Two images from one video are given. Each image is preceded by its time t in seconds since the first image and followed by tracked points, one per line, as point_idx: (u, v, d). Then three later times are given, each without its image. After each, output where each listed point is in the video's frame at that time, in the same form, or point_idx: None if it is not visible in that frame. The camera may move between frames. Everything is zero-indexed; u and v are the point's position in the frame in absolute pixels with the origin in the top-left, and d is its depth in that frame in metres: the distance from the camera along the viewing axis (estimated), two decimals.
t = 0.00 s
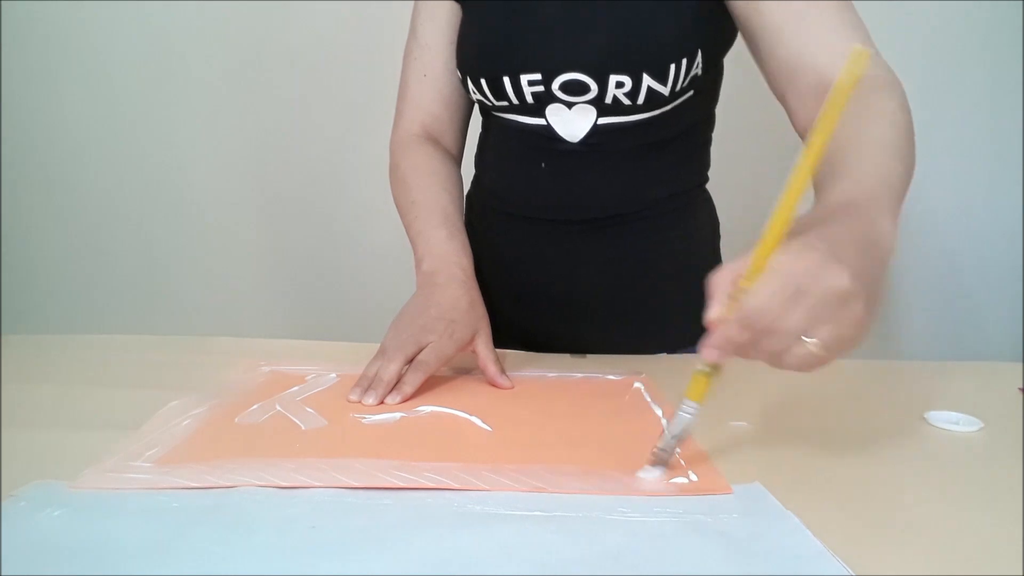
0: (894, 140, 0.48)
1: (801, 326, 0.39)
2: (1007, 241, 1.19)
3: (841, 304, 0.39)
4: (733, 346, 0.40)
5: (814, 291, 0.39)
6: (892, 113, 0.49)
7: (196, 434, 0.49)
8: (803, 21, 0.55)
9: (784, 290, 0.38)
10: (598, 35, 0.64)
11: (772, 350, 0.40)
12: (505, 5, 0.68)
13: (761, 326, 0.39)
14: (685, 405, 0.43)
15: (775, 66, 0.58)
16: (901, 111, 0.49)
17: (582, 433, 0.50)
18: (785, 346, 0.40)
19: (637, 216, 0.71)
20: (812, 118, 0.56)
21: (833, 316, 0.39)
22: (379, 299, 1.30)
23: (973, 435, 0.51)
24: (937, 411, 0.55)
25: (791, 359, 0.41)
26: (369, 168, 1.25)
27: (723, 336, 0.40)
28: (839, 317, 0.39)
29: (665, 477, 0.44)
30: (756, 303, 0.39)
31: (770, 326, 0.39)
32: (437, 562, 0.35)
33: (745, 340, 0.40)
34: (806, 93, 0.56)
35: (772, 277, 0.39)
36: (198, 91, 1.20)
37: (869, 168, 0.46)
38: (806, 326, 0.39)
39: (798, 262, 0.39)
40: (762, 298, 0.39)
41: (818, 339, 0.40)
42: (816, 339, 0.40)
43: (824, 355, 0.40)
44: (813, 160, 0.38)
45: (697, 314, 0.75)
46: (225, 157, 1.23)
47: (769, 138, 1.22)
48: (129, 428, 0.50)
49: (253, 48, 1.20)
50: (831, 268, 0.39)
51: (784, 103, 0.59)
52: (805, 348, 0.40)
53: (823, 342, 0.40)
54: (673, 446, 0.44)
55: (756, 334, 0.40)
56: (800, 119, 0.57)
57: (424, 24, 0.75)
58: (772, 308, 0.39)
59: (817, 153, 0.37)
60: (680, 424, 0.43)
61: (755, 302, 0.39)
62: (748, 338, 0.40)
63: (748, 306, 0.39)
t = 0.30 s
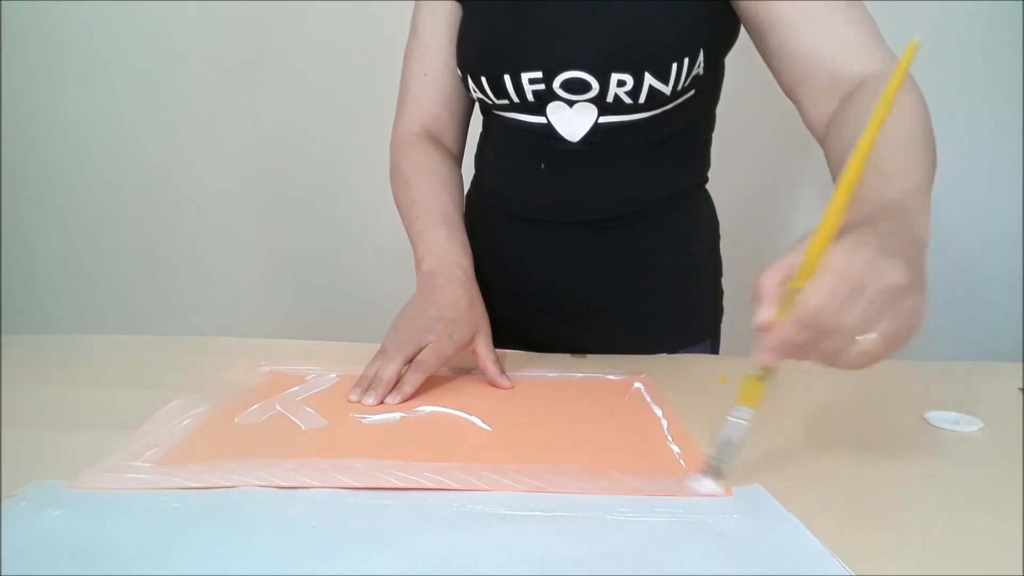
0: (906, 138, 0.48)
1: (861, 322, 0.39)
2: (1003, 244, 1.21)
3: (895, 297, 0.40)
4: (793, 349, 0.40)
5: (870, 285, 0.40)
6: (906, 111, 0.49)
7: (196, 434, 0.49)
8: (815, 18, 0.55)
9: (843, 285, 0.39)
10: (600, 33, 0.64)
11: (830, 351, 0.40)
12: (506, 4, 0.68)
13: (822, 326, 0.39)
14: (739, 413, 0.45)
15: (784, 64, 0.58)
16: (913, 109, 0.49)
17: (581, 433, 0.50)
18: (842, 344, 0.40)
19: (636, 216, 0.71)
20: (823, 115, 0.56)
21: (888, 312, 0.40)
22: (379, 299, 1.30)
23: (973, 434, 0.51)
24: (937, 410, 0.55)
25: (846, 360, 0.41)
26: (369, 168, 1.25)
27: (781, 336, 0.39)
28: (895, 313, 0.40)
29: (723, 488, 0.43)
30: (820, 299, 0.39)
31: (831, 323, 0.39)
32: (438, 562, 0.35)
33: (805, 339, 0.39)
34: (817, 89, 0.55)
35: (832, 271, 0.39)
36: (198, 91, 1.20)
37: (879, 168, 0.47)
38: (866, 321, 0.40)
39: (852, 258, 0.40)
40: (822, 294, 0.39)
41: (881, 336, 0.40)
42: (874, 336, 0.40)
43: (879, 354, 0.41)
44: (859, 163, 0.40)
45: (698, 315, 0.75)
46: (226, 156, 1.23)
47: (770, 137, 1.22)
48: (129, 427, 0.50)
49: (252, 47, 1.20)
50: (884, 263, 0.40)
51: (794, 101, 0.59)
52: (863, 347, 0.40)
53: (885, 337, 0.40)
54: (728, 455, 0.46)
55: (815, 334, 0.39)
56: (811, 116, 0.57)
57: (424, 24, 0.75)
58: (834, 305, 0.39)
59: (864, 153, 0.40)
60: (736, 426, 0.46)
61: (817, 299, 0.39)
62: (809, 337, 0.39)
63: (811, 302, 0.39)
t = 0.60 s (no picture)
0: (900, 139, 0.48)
1: (896, 309, 0.38)
2: (1008, 235, 1.21)
3: (928, 280, 0.39)
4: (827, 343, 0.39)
5: (900, 271, 0.39)
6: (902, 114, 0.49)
7: (196, 434, 0.49)
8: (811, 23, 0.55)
9: (872, 275, 0.38)
10: (599, 35, 0.64)
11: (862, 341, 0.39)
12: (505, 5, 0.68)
13: (855, 318, 0.38)
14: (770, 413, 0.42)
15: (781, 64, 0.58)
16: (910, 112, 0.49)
17: (581, 433, 0.50)
18: (878, 334, 0.39)
19: (636, 215, 0.71)
20: (818, 117, 0.56)
21: (921, 296, 0.39)
22: (379, 299, 1.30)
23: (973, 434, 0.51)
24: (937, 410, 0.55)
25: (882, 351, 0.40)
26: (369, 168, 1.25)
27: (814, 331, 0.38)
28: (931, 296, 0.39)
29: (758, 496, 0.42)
30: (848, 291, 0.38)
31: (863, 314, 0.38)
32: (439, 563, 0.35)
33: (839, 332, 0.38)
34: (813, 91, 0.56)
35: (858, 261, 0.38)
36: (198, 91, 1.20)
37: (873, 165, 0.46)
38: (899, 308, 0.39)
39: (877, 247, 0.39)
40: (852, 286, 0.38)
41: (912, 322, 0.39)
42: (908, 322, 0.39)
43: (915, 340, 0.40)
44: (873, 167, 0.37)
45: (698, 315, 0.75)
46: (225, 156, 1.23)
47: (769, 138, 1.22)
48: (129, 428, 0.50)
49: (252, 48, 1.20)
50: (912, 248, 0.39)
51: (789, 101, 0.60)
52: (901, 334, 0.39)
53: (916, 325, 0.39)
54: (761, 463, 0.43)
55: (849, 327, 0.39)
56: (807, 116, 0.57)
57: (423, 23, 0.75)
58: (861, 292, 0.38)
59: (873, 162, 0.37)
60: (767, 437, 0.42)
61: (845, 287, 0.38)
62: (841, 330, 0.38)
63: (840, 294, 0.38)
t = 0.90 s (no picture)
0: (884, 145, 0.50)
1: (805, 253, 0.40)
2: (1009, 235, 1.21)
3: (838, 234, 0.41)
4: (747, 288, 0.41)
5: (810, 221, 0.41)
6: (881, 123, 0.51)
7: (196, 434, 0.49)
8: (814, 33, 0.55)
9: (783, 223, 0.41)
10: (597, 37, 0.64)
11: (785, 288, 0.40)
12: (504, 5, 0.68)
13: (768, 261, 0.41)
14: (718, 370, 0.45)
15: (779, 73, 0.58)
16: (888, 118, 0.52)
17: (580, 433, 0.50)
18: (792, 278, 0.40)
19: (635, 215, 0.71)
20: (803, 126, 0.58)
21: (836, 249, 0.41)
22: (379, 299, 1.30)
23: (974, 435, 0.51)
24: (937, 411, 0.55)
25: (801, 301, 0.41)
26: (368, 168, 1.25)
27: (733, 275, 0.41)
28: (844, 248, 0.41)
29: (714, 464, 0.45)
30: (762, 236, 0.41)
31: (776, 256, 0.40)
32: (440, 563, 0.35)
33: (755, 275, 0.40)
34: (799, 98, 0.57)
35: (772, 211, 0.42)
36: (198, 91, 1.20)
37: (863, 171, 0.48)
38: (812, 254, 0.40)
39: (793, 203, 0.42)
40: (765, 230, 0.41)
41: (833, 269, 0.40)
42: (823, 270, 0.40)
43: (835, 292, 0.40)
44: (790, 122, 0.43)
45: (698, 315, 0.75)
46: (225, 156, 1.23)
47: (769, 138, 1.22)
48: (129, 428, 0.50)
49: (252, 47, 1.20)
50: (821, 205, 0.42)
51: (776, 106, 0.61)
52: (815, 279, 0.40)
53: (838, 272, 0.40)
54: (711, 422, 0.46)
55: (767, 271, 0.41)
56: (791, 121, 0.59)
57: (422, 25, 0.75)
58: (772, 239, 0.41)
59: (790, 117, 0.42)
60: (715, 391, 0.45)
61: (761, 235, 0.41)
62: (757, 272, 0.40)
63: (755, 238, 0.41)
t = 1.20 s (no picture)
0: (824, 167, 0.56)
1: (739, 280, 0.46)
2: (1008, 235, 1.22)
3: (765, 258, 0.47)
4: (687, 305, 0.48)
5: (744, 250, 0.46)
6: (827, 142, 0.57)
7: (195, 433, 0.49)
8: (790, 64, 0.60)
9: (723, 253, 0.46)
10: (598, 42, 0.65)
11: (721, 306, 0.47)
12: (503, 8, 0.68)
13: (708, 287, 0.46)
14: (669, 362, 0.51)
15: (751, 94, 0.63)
16: (835, 137, 0.57)
17: (580, 433, 0.50)
18: (730, 301, 0.47)
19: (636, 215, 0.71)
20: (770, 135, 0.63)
21: (763, 269, 0.47)
22: (379, 300, 1.30)
23: (973, 435, 0.51)
24: (937, 411, 0.55)
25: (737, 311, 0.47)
26: (367, 168, 1.25)
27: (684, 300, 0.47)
28: (769, 270, 0.47)
29: (689, 458, 0.46)
30: (706, 267, 0.46)
31: (716, 285, 0.46)
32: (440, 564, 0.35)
33: (697, 298, 0.47)
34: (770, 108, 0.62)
35: (713, 243, 0.46)
36: (197, 91, 1.20)
37: (798, 192, 0.55)
38: (744, 280, 0.46)
39: (731, 233, 0.47)
40: (706, 261, 0.46)
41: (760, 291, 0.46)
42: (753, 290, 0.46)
43: (763, 304, 0.47)
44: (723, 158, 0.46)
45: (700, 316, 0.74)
46: (223, 155, 1.23)
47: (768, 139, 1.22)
48: (128, 427, 0.50)
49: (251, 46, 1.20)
50: (754, 233, 0.47)
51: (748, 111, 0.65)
52: (746, 299, 0.46)
53: (763, 292, 0.46)
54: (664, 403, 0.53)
55: (706, 295, 0.47)
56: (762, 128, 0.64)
57: (423, 36, 0.75)
58: (713, 267, 0.46)
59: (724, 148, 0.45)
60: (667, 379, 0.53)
61: (702, 263, 0.46)
62: (697, 297, 0.47)
63: (698, 269, 0.46)
